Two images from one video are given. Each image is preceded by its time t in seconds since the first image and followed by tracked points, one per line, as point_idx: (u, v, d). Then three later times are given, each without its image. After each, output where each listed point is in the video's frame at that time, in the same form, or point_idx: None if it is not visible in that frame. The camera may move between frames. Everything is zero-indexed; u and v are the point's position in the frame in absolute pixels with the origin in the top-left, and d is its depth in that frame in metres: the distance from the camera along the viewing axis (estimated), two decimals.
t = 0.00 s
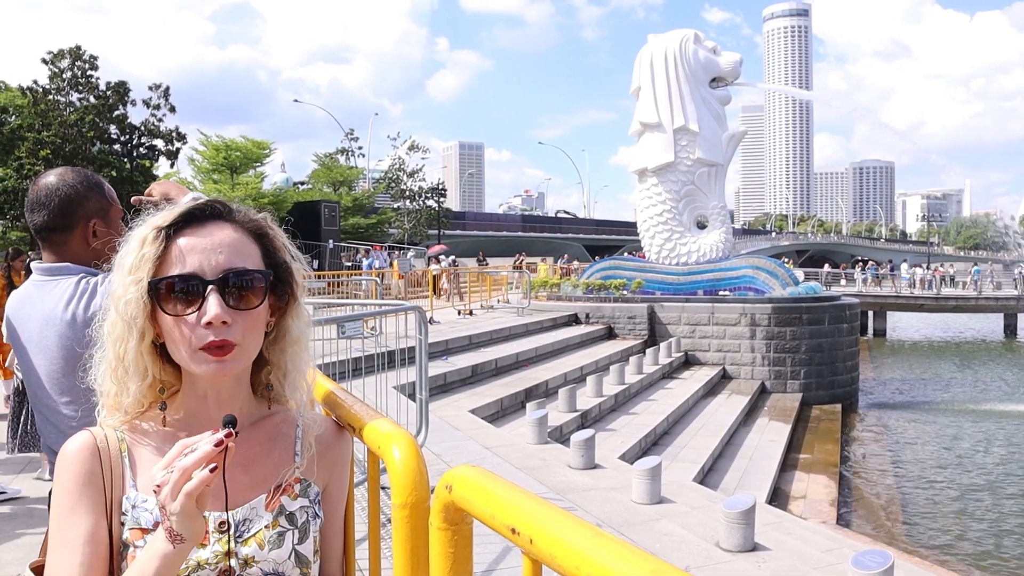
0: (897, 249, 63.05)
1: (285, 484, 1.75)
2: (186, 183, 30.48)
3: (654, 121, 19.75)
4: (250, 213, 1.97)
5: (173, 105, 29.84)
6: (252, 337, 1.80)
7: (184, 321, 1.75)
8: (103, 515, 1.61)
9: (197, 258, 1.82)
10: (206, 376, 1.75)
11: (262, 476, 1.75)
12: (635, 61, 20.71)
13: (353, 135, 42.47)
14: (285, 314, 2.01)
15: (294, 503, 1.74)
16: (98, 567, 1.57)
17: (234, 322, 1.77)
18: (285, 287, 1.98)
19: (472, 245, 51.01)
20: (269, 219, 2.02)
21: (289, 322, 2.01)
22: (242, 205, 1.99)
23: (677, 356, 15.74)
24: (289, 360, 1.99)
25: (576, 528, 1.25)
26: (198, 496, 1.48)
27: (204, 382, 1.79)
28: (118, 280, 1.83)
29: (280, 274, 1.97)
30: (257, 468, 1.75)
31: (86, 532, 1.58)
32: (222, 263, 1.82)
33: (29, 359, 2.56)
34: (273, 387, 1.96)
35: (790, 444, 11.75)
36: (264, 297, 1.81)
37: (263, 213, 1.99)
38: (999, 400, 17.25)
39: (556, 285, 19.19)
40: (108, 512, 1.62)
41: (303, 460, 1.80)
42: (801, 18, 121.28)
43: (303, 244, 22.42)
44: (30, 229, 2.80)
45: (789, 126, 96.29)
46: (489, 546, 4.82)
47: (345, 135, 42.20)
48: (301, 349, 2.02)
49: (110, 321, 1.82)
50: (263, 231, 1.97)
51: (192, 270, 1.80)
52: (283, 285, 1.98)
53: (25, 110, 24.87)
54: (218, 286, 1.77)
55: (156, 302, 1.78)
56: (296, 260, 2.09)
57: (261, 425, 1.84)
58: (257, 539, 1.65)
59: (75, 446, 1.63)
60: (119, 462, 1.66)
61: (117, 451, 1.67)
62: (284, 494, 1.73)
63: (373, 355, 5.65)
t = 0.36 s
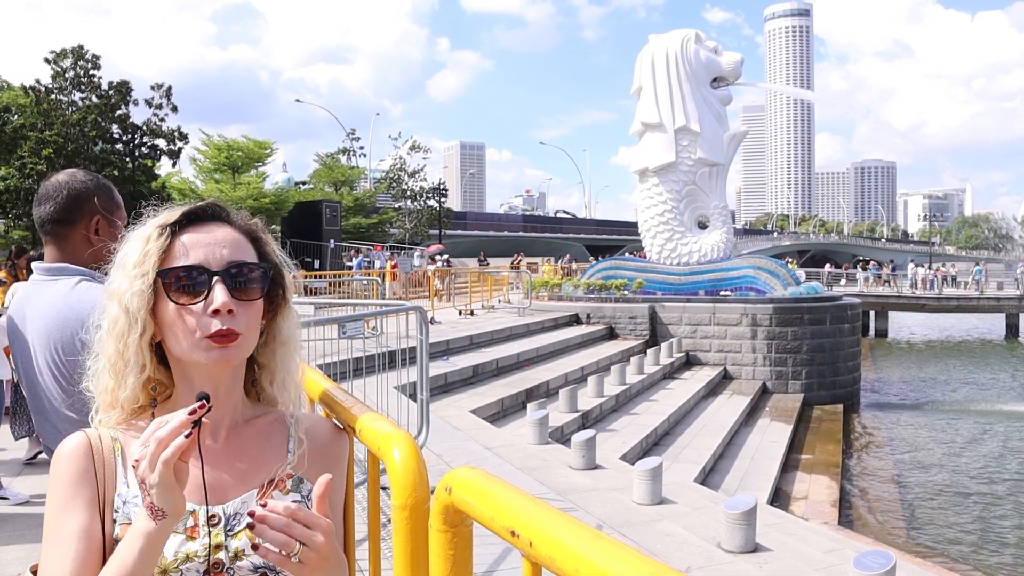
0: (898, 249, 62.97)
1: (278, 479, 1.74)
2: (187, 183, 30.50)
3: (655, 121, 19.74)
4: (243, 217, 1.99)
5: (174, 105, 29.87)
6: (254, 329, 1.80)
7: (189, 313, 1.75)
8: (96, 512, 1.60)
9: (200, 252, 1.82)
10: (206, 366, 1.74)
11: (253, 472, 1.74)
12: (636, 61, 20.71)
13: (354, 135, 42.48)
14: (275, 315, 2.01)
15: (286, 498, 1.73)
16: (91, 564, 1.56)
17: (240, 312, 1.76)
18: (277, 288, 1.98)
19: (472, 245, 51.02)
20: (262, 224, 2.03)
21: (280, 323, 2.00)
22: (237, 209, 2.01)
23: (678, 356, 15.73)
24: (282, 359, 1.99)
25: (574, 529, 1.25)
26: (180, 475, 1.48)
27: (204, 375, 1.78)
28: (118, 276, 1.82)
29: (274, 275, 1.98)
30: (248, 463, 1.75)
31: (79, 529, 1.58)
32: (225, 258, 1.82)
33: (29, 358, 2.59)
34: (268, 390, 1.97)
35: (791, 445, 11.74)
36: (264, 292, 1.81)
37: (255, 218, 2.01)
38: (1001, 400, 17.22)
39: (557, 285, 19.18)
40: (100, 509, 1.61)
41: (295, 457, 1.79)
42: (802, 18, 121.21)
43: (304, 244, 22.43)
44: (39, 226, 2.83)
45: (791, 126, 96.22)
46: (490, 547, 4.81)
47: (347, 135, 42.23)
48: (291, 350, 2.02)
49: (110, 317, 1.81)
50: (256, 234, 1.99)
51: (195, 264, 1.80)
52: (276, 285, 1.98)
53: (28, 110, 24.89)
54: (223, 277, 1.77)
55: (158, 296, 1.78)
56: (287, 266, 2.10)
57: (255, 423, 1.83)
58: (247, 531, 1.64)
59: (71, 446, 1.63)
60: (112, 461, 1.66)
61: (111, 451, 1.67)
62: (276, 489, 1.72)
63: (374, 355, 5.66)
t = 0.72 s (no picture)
0: (897, 249, 62.99)
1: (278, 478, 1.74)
2: (186, 183, 30.45)
3: (654, 121, 19.74)
4: (242, 213, 1.99)
5: (173, 105, 29.83)
6: (249, 325, 1.80)
7: (179, 310, 1.75)
8: (98, 509, 1.60)
9: (192, 248, 1.82)
10: (200, 362, 1.74)
11: (253, 469, 1.75)
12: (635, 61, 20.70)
13: (353, 135, 42.46)
14: (278, 310, 2.01)
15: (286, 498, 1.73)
16: (92, 560, 1.56)
17: (230, 308, 1.76)
18: (276, 284, 1.98)
19: (471, 245, 51.01)
20: (261, 220, 2.03)
21: (282, 319, 2.00)
22: (235, 206, 2.01)
23: (677, 356, 15.74)
24: (282, 355, 1.99)
25: (575, 528, 1.25)
26: (172, 469, 1.49)
27: (200, 372, 1.78)
28: (116, 275, 1.83)
29: (273, 271, 1.98)
30: (249, 462, 1.75)
31: (81, 526, 1.58)
32: (217, 253, 1.82)
33: (23, 355, 2.63)
34: (271, 387, 1.96)
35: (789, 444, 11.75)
36: (257, 289, 1.81)
37: (255, 213, 2.01)
38: (1000, 400, 17.24)
39: (556, 285, 19.18)
40: (102, 506, 1.61)
41: (297, 457, 1.79)
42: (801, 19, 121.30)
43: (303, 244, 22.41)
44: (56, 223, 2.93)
45: (790, 127, 96.26)
46: (489, 546, 4.81)
47: (345, 134, 42.20)
48: (295, 347, 2.01)
49: (107, 316, 1.82)
50: (255, 230, 1.99)
51: (187, 260, 1.80)
52: (275, 282, 1.98)
53: (26, 109, 24.85)
54: (212, 274, 1.76)
55: (152, 295, 1.78)
56: (289, 261, 2.10)
57: (256, 422, 1.83)
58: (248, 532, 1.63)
59: (72, 443, 1.64)
60: (114, 459, 1.65)
61: (112, 447, 1.67)
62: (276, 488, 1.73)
63: (373, 354, 5.67)
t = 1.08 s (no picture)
0: (896, 250, 63.09)
1: (276, 480, 1.75)
2: (184, 182, 30.41)
3: (653, 121, 19.76)
4: (246, 216, 1.98)
5: (172, 104, 29.79)
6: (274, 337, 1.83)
7: (209, 321, 1.75)
8: (97, 512, 1.60)
9: (218, 259, 1.83)
10: (224, 372, 1.76)
11: (252, 470, 1.75)
12: (634, 61, 20.71)
13: (352, 135, 42.45)
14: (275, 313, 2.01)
15: (285, 499, 1.74)
16: (93, 562, 1.57)
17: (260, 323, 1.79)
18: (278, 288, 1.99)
19: (470, 245, 51.00)
20: (262, 223, 2.03)
21: (277, 321, 2.01)
22: (239, 208, 2.00)
23: (676, 356, 15.75)
24: (277, 357, 2.00)
25: (573, 529, 1.24)
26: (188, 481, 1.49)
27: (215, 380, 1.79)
28: (128, 279, 1.80)
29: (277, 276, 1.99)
30: (248, 464, 1.75)
31: (81, 527, 1.58)
32: (242, 265, 1.83)
33: (13, 349, 2.65)
34: (261, 386, 1.95)
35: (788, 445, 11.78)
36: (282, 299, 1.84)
37: (259, 218, 2.01)
38: (998, 401, 17.28)
39: (555, 285, 19.19)
40: (101, 508, 1.61)
41: (294, 457, 1.80)
42: (799, 19, 121.40)
43: (302, 243, 22.39)
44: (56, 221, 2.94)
45: (789, 127, 96.34)
46: (488, 546, 4.81)
47: (344, 134, 42.15)
48: (285, 348, 2.01)
49: (115, 319, 1.79)
50: (258, 235, 1.98)
51: (213, 270, 1.80)
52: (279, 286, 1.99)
53: (24, 108, 24.78)
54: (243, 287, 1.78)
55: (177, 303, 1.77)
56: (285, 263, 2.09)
57: (253, 422, 1.83)
58: (246, 534, 1.65)
59: (71, 447, 1.63)
60: (112, 461, 1.65)
61: (110, 449, 1.67)
62: (274, 489, 1.74)
63: (372, 354, 5.69)
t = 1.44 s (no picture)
0: (894, 250, 63.16)
1: (277, 480, 1.75)
2: (183, 182, 30.38)
3: (652, 121, 19.76)
4: (249, 215, 1.99)
5: (170, 104, 29.76)
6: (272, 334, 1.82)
7: (206, 317, 1.75)
8: (98, 511, 1.60)
9: (220, 256, 1.83)
10: (226, 369, 1.75)
11: (254, 469, 1.75)
12: (633, 62, 20.72)
13: (351, 135, 42.43)
14: (277, 313, 2.01)
15: (285, 499, 1.74)
16: (93, 563, 1.57)
17: (259, 318, 1.79)
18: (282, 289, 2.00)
19: (469, 245, 51.02)
20: (264, 223, 2.04)
21: (280, 322, 2.01)
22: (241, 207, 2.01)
23: (674, 357, 15.76)
24: (278, 356, 2.00)
25: (573, 529, 1.24)
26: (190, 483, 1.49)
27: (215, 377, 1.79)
28: (129, 275, 1.81)
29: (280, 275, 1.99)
30: (249, 462, 1.75)
31: (81, 527, 1.58)
32: (243, 263, 1.83)
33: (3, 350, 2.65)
34: (261, 386, 1.95)
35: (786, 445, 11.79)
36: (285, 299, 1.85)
37: (262, 217, 2.01)
38: (995, 401, 17.31)
39: (554, 285, 19.20)
40: (102, 508, 1.61)
41: (296, 457, 1.80)
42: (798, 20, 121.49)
43: (301, 243, 22.37)
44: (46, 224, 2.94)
45: (787, 128, 96.42)
46: (486, 546, 4.81)
47: (343, 134, 42.13)
48: (287, 348, 2.02)
49: (116, 313, 1.79)
50: (262, 235, 1.99)
51: (215, 266, 1.80)
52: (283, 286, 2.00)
53: (23, 108, 24.76)
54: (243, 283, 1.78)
55: (180, 299, 1.77)
56: (288, 263, 2.09)
57: (253, 423, 1.83)
58: (246, 535, 1.65)
59: (72, 444, 1.63)
60: (113, 460, 1.66)
61: (111, 449, 1.66)
62: (275, 490, 1.73)
63: (371, 354, 5.69)
